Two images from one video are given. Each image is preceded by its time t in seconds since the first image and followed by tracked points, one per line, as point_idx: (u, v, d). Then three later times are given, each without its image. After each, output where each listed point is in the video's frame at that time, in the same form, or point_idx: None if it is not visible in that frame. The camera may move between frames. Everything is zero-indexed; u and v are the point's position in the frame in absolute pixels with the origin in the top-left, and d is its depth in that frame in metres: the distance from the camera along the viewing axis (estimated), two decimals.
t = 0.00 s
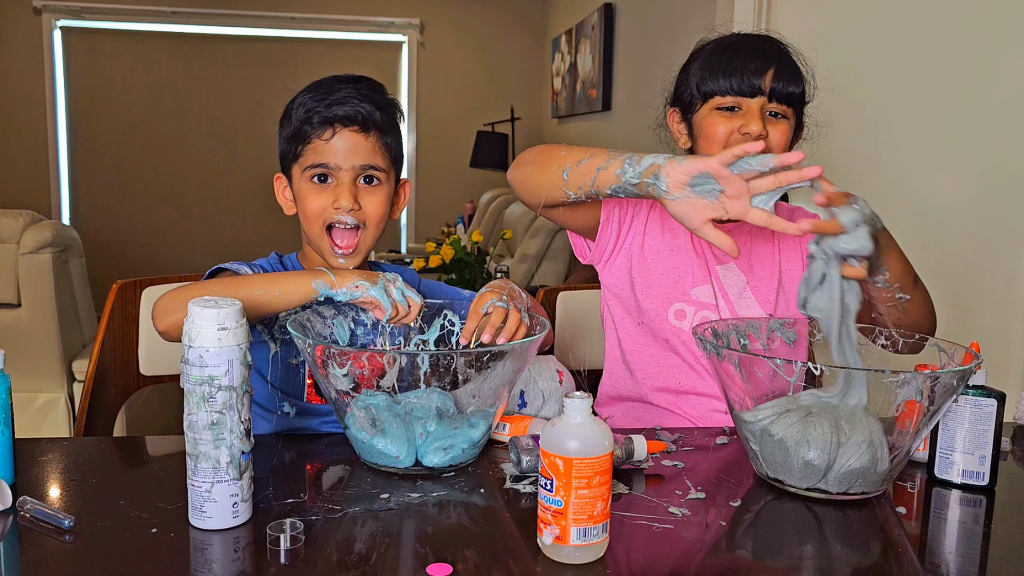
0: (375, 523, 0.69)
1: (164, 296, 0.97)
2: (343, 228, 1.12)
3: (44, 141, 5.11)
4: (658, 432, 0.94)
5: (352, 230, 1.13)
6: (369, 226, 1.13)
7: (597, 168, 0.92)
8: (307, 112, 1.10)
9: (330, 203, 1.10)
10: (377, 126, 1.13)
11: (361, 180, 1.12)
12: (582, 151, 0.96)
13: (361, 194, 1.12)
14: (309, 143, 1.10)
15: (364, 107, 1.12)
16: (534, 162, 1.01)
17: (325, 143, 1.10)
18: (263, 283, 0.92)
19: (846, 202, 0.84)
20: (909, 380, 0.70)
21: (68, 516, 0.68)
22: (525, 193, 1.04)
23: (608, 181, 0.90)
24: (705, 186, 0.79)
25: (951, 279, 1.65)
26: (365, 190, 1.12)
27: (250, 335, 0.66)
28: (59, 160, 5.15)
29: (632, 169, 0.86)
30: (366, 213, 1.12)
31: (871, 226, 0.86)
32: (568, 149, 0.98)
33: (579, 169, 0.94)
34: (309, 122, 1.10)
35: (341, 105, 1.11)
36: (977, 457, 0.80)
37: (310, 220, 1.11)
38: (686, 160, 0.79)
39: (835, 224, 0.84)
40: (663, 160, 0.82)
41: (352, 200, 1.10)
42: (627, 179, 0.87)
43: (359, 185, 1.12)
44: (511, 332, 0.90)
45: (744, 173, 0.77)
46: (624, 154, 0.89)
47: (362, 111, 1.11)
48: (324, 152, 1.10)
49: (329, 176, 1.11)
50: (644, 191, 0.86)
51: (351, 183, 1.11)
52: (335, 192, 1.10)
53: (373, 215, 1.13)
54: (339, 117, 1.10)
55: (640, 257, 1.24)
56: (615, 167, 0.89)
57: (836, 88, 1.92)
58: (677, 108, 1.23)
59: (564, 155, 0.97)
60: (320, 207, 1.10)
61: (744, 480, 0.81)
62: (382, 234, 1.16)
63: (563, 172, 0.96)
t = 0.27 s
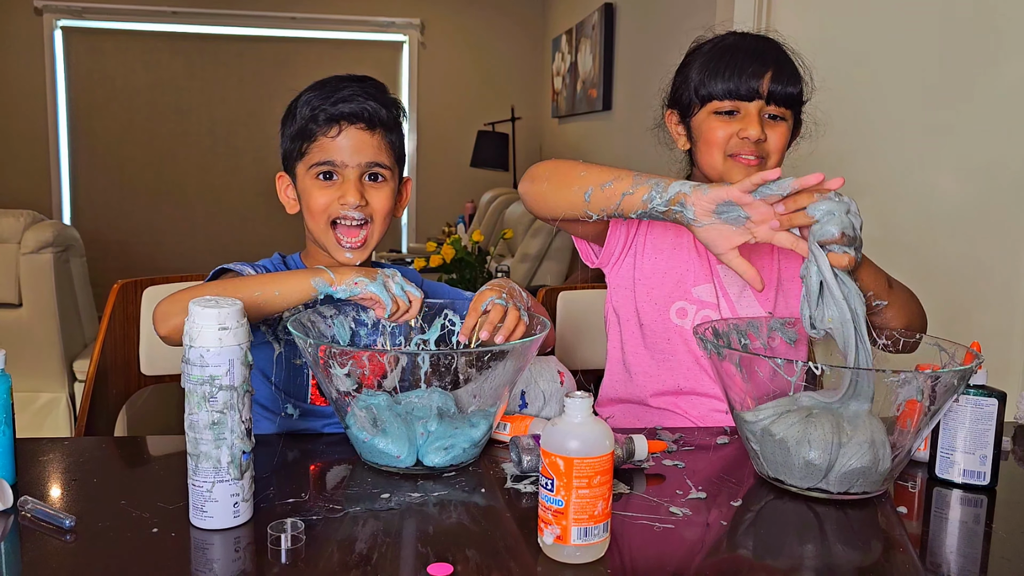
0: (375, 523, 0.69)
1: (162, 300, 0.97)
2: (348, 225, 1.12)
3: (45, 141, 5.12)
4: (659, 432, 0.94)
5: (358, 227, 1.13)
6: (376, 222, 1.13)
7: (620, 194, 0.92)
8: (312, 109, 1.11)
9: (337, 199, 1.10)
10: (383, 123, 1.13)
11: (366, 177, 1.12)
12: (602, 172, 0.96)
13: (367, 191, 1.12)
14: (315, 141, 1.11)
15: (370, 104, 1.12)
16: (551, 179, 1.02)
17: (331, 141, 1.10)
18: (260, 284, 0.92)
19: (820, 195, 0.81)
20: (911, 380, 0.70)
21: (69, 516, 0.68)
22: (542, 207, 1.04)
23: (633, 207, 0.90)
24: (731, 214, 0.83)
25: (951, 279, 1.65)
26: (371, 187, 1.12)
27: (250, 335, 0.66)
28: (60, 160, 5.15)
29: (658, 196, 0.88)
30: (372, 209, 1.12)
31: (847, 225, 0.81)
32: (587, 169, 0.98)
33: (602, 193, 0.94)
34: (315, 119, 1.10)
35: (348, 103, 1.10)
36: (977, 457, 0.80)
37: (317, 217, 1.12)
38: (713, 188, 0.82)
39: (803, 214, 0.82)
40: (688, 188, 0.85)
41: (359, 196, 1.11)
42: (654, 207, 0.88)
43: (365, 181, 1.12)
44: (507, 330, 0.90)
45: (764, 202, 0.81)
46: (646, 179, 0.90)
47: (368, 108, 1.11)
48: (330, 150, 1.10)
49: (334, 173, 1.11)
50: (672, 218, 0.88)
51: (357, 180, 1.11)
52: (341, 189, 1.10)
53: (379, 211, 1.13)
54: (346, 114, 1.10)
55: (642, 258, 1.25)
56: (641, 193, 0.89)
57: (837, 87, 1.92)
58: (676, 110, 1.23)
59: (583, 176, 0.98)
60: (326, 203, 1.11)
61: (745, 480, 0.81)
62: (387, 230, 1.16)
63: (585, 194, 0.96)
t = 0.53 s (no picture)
0: (377, 523, 0.69)
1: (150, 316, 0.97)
2: (397, 212, 1.13)
3: (48, 142, 5.13)
4: (661, 432, 0.93)
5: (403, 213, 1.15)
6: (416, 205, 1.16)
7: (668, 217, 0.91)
8: (349, 103, 1.10)
9: (387, 185, 1.11)
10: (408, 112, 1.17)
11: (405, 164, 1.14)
12: (650, 192, 0.93)
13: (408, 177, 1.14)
14: (355, 131, 1.10)
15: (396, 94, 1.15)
16: (591, 191, 0.97)
17: (376, 130, 1.11)
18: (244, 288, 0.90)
19: (872, 232, 0.76)
20: (915, 380, 0.70)
21: (72, 516, 0.68)
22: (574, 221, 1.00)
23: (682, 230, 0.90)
24: (772, 241, 0.84)
25: (953, 278, 1.65)
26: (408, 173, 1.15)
27: (252, 335, 0.66)
28: (63, 160, 5.16)
29: (710, 220, 0.88)
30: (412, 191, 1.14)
31: (885, 269, 0.77)
32: (631, 187, 0.95)
33: (651, 213, 0.92)
34: (356, 111, 1.10)
35: (380, 93, 1.12)
36: (980, 456, 0.80)
37: (365, 206, 1.11)
38: (757, 215, 0.83)
39: (847, 245, 0.77)
40: (738, 212, 0.86)
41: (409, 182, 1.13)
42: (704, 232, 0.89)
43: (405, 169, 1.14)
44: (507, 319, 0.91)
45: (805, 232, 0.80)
46: (697, 202, 0.90)
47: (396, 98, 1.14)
48: (374, 138, 1.11)
49: (379, 164, 1.11)
50: (721, 241, 0.89)
51: (400, 167, 1.13)
52: (391, 176, 1.11)
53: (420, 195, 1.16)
54: (382, 102, 1.12)
55: (645, 260, 1.24)
56: (692, 216, 0.89)
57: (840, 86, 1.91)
58: (674, 111, 1.23)
59: (627, 194, 0.94)
60: (376, 191, 1.11)
61: (747, 480, 0.81)
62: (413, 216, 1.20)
63: (632, 212, 0.93)
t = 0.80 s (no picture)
0: (377, 523, 0.69)
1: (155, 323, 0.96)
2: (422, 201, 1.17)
3: (49, 142, 5.13)
4: (662, 431, 0.94)
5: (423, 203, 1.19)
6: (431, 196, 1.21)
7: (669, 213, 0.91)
8: (379, 95, 1.13)
9: (418, 173, 1.14)
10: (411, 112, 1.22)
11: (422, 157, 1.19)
12: (653, 188, 0.94)
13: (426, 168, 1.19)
14: (385, 122, 1.13)
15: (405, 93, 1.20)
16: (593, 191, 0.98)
17: (402, 122, 1.15)
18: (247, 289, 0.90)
19: (901, 237, 0.75)
20: (915, 380, 0.70)
21: (73, 516, 0.69)
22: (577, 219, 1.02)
23: (684, 226, 0.90)
24: (774, 236, 0.83)
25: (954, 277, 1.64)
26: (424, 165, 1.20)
27: (253, 335, 0.66)
28: (64, 161, 5.16)
29: (712, 216, 0.87)
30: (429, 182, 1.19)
31: (903, 273, 0.76)
32: (636, 186, 0.96)
33: (652, 210, 0.92)
34: (387, 102, 1.13)
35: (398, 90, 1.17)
36: (981, 456, 0.80)
37: (402, 195, 1.13)
38: (760, 209, 0.82)
39: (870, 245, 0.77)
40: (740, 208, 0.85)
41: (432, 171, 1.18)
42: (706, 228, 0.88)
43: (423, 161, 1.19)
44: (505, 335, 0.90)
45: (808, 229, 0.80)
46: (700, 199, 0.89)
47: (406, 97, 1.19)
48: (401, 129, 1.15)
49: (408, 154, 1.15)
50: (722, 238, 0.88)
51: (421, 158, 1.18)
52: (421, 165, 1.15)
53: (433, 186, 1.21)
54: (400, 97, 1.17)
55: (648, 261, 1.25)
56: (694, 212, 0.88)
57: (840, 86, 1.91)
58: (679, 110, 1.23)
59: (632, 192, 0.95)
60: (411, 180, 1.13)
61: (747, 479, 0.81)
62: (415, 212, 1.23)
63: (635, 210, 0.94)
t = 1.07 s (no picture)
0: (374, 521, 0.69)
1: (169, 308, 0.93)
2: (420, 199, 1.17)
3: (44, 137, 5.11)
4: (658, 428, 0.94)
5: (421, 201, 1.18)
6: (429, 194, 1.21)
7: (625, 206, 0.94)
8: (381, 91, 1.13)
9: (417, 171, 1.14)
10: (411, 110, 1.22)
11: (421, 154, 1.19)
12: (606, 180, 0.97)
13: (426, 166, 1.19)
14: (385, 118, 1.13)
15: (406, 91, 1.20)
16: (550, 184, 1.01)
17: (403, 119, 1.15)
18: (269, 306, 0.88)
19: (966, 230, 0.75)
20: (909, 377, 0.70)
21: (69, 513, 0.68)
22: (537, 214, 1.05)
23: (639, 216, 0.93)
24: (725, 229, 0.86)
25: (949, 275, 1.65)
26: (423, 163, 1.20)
27: (249, 332, 0.66)
28: (60, 157, 5.15)
29: (663, 209, 0.90)
30: (428, 180, 1.18)
31: (956, 263, 0.76)
32: (589, 178, 0.98)
33: (608, 203, 0.95)
34: (388, 98, 1.13)
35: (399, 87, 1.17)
36: (975, 453, 0.80)
37: (401, 193, 1.12)
38: (709, 211, 0.84)
39: (934, 232, 0.76)
40: (690, 203, 0.87)
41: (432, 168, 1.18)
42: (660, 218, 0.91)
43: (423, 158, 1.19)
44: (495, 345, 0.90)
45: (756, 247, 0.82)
46: (648, 191, 0.92)
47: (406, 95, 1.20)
48: (401, 126, 1.14)
49: (408, 151, 1.15)
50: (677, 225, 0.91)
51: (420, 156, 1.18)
52: (421, 161, 1.15)
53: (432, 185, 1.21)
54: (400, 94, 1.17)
55: (640, 259, 1.25)
56: (645, 205, 0.91)
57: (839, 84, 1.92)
58: (682, 107, 1.23)
59: (586, 185, 0.97)
60: (410, 177, 1.13)
61: (741, 477, 0.81)
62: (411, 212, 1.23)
63: (589, 203, 0.97)
